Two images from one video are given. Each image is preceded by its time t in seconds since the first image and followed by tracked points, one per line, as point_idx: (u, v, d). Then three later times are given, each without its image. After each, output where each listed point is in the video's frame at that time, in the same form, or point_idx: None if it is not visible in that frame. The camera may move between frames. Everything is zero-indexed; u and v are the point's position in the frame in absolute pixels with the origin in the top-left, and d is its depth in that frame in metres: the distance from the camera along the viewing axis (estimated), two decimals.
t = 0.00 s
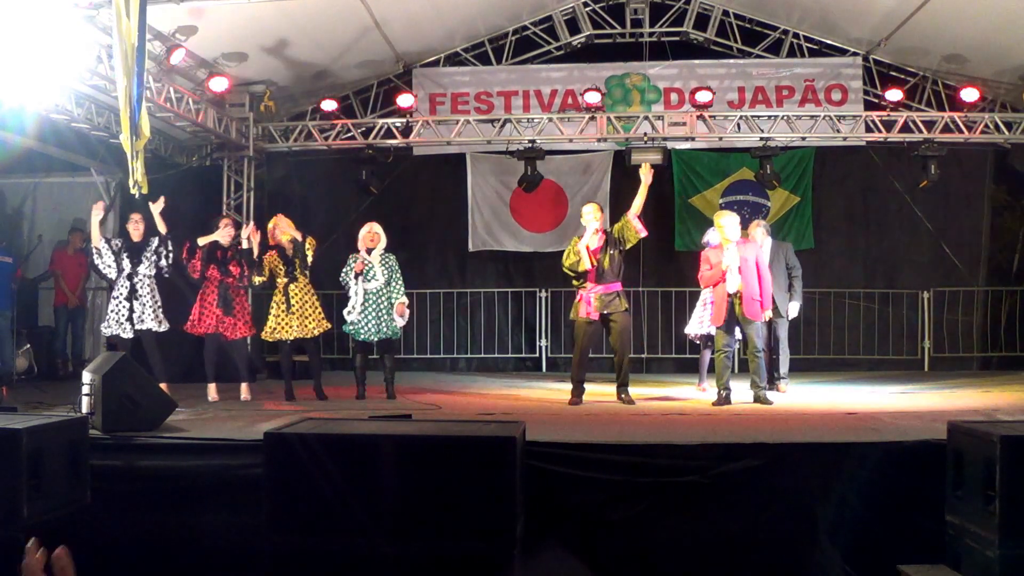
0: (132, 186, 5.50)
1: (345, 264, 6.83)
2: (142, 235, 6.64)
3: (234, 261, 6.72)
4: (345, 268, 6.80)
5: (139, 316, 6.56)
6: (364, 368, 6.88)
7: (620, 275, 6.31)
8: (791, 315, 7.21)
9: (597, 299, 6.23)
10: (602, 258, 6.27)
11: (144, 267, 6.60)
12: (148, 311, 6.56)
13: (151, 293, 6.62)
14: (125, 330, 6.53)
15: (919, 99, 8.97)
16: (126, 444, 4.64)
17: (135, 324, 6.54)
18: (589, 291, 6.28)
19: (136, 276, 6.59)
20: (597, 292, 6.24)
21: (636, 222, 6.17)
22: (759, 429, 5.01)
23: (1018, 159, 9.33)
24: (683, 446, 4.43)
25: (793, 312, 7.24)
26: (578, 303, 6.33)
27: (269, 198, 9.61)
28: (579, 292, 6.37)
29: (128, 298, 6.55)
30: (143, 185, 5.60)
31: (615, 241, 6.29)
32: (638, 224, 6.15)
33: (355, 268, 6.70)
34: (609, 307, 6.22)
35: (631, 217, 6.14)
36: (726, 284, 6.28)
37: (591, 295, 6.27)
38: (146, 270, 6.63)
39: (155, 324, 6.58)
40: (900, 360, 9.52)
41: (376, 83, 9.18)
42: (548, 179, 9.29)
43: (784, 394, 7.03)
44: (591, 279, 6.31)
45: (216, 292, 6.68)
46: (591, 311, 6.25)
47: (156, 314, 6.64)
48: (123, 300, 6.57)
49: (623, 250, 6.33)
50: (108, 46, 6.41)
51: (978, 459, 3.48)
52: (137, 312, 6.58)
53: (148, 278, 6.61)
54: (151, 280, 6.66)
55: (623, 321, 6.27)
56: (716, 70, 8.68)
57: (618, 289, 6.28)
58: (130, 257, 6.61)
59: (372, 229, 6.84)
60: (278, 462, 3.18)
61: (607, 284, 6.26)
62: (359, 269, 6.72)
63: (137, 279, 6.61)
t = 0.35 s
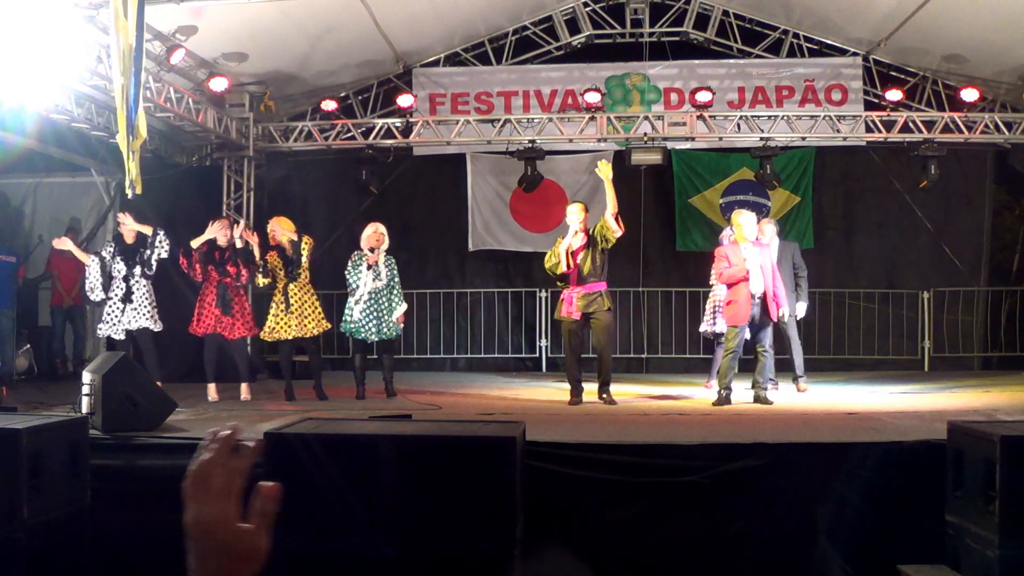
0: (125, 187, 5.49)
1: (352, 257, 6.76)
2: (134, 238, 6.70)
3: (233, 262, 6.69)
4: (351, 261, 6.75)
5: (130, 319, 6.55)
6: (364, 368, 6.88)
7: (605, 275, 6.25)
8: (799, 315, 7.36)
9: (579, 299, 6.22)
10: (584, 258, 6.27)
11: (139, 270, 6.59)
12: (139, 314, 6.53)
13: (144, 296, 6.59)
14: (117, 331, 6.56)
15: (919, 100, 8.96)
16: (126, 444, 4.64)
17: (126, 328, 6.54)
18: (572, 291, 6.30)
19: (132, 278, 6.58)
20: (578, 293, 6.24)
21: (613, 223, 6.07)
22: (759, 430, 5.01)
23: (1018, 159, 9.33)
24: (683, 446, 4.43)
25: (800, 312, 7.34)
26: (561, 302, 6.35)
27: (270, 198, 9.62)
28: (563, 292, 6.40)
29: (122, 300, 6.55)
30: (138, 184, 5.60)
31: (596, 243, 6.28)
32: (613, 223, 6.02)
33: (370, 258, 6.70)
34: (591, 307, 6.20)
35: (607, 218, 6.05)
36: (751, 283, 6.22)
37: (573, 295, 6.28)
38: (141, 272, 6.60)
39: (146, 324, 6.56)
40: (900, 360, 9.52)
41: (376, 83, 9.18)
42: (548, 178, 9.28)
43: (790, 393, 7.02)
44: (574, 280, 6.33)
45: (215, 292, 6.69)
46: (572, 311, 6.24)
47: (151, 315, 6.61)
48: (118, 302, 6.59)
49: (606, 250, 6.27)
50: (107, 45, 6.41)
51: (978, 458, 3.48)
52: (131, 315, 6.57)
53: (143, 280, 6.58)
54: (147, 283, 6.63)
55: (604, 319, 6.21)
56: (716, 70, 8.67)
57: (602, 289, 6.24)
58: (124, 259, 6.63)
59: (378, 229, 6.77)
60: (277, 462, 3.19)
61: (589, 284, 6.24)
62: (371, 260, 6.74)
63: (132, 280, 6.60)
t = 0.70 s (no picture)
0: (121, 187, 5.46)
1: (365, 256, 6.68)
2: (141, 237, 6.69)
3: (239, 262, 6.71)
4: (365, 263, 6.67)
5: (137, 318, 6.56)
6: (365, 368, 6.88)
7: (604, 280, 6.27)
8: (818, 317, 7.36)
9: (579, 302, 6.24)
10: (581, 262, 6.22)
11: (146, 269, 6.62)
12: (148, 313, 6.56)
13: (152, 295, 6.62)
14: (125, 331, 6.56)
15: (921, 99, 8.95)
16: (127, 444, 4.65)
17: (134, 326, 6.55)
18: (570, 296, 6.31)
19: (139, 277, 6.60)
20: (577, 297, 6.25)
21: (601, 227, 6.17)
22: (761, 429, 5.01)
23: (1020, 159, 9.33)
24: (684, 446, 4.42)
25: (819, 314, 7.34)
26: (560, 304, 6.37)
27: (272, 198, 9.63)
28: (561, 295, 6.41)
29: (129, 300, 6.55)
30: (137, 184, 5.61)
31: (593, 249, 6.25)
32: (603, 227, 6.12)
33: (388, 263, 6.67)
34: (589, 311, 6.22)
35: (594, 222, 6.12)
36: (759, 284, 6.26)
37: (571, 299, 6.30)
38: (148, 272, 6.65)
39: (154, 324, 6.57)
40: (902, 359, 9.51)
41: (378, 83, 9.17)
42: (550, 178, 9.29)
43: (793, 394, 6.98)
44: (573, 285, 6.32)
45: (218, 292, 6.67)
46: (571, 314, 6.27)
47: (157, 314, 6.63)
48: (124, 302, 6.58)
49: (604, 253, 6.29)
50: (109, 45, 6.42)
51: (979, 458, 3.48)
52: (139, 315, 6.57)
53: (150, 279, 6.63)
54: (153, 282, 6.67)
55: (604, 322, 6.24)
56: (718, 69, 8.67)
57: (602, 292, 6.26)
58: (131, 259, 6.62)
59: (391, 229, 6.75)
60: (278, 462, 3.19)
61: (587, 288, 6.24)
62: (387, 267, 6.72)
63: (139, 280, 6.62)
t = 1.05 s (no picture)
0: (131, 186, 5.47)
1: (377, 259, 6.71)
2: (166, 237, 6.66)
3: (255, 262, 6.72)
4: (375, 265, 6.70)
5: (162, 317, 6.54)
6: (377, 367, 6.89)
7: (622, 279, 6.29)
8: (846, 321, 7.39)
9: (598, 302, 6.24)
10: (601, 261, 6.24)
11: (171, 267, 6.60)
12: (173, 311, 6.54)
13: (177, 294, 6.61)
14: (150, 330, 6.52)
15: (932, 98, 8.92)
16: (139, 443, 4.65)
17: (158, 324, 6.52)
18: (589, 296, 6.31)
19: (163, 275, 6.58)
20: (596, 297, 6.25)
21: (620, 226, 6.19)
22: (776, 428, 5.00)
23: None
24: (697, 445, 4.42)
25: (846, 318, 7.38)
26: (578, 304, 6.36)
27: (282, 198, 9.65)
28: (579, 296, 6.40)
29: (154, 298, 6.52)
30: (146, 185, 5.63)
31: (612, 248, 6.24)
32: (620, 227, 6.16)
33: (393, 268, 6.61)
34: (610, 311, 6.22)
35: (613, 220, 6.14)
36: (764, 284, 6.28)
37: (590, 299, 6.29)
38: (172, 269, 6.63)
39: (178, 322, 6.56)
40: (913, 359, 9.49)
41: (388, 82, 9.17)
42: (559, 178, 9.28)
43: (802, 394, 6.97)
44: (592, 285, 6.33)
45: (231, 290, 6.70)
46: (592, 314, 6.25)
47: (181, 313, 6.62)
48: (149, 300, 6.54)
49: (621, 253, 6.30)
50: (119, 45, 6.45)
51: (991, 457, 3.46)
52: (164, 313, 6.55)
53: (174, 278, 6.61)
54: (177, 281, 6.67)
55: (625, 324, 6.26)
56: (728, 69, 8.66)
57: (621, 292, 6.26)
58: (155, 257, 6.60)
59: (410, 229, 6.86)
60: (290, 461, 3.20)
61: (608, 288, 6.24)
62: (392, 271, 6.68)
63: (163, 278, 6.59)
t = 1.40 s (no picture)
0: (140, 188, 5.48)
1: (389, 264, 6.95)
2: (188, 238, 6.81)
3: (273, 258, 6.68)
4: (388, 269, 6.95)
5: (183, 317, 6.63)
6: (389, 368, 6.90)
7: (649, 277, 6.31)
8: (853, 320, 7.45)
9: (626, 300, 6.24)
10: (630, 258, 6.27)
11: (191, 270, 6.69)
12: (193, 312, 6.62)
13: (197, 295, 6.69)
14: (171, 330, 6.64)
15: (944, 98, 8.90)
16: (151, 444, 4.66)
17: (179, 325, 6.62)
18: (617, 293, 6.29)
19: (183, 276, 6.70)
20: (624, 294, 6.25)
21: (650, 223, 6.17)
22: (791, 430, 4.99)
23: None
24: (712, 447, 4.41)
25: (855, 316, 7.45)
26: (605, 303, 6.33)
27: (293, 199, 9.67)
28: (606, 293, 6.37)
29: (175, 300, 6.66)
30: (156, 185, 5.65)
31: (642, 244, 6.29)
32: (653, 223, 6.10)
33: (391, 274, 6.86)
34: (638, 308, 6.24)
35: (646, 217, 6.12)
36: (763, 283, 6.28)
37: (618, 296, 6.28)
38: (192, 271, 6.71)
39: (199, 324, 6.64)
40: (923, 360, 9.47)
41: (398, 83, 9.18)
42: (569, 178, 9.27)
43: (813, 394, 6.98)
44: (619, 282, 6.32)
45: (249, 291, 6.69)
46: (620, 313, 6.26)
47: (202, 314, 6.69)
48: (170, 301, 6.68)
49: (648, 250, 6.34)
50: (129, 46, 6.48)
51: (1003, 458, 3.45)
52: (184, 313, 6.65)
53: (194, 279, 6.69)
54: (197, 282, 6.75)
55: (649, 322, 6.27)
56: (739, 69, 8.65)
57: (647, 290, 6.28)
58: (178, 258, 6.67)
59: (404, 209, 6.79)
60: (305, 462, 3.20)
61: (636, 285, 6.26)
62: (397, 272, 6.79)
63: (184, 280, 6.71)
